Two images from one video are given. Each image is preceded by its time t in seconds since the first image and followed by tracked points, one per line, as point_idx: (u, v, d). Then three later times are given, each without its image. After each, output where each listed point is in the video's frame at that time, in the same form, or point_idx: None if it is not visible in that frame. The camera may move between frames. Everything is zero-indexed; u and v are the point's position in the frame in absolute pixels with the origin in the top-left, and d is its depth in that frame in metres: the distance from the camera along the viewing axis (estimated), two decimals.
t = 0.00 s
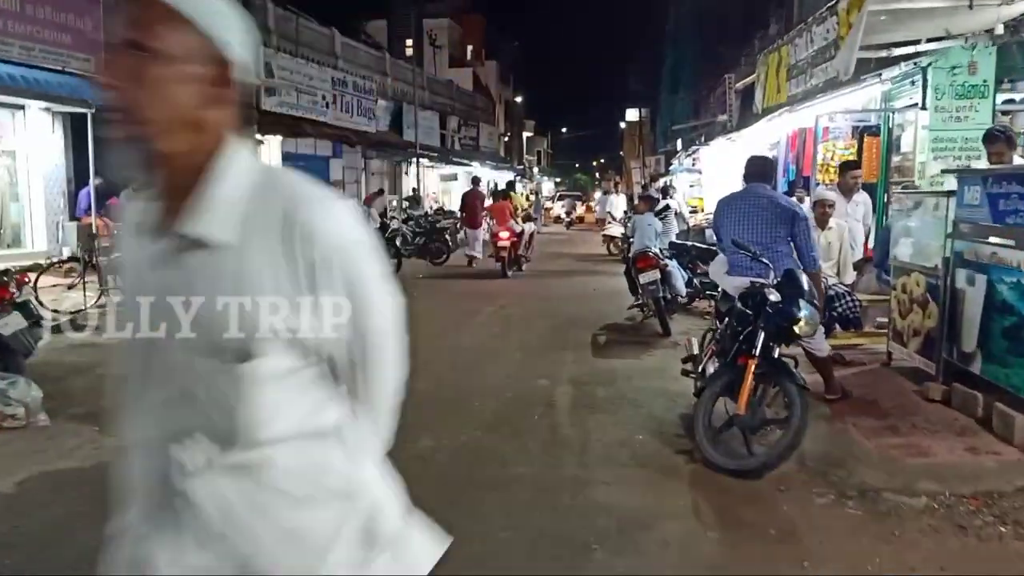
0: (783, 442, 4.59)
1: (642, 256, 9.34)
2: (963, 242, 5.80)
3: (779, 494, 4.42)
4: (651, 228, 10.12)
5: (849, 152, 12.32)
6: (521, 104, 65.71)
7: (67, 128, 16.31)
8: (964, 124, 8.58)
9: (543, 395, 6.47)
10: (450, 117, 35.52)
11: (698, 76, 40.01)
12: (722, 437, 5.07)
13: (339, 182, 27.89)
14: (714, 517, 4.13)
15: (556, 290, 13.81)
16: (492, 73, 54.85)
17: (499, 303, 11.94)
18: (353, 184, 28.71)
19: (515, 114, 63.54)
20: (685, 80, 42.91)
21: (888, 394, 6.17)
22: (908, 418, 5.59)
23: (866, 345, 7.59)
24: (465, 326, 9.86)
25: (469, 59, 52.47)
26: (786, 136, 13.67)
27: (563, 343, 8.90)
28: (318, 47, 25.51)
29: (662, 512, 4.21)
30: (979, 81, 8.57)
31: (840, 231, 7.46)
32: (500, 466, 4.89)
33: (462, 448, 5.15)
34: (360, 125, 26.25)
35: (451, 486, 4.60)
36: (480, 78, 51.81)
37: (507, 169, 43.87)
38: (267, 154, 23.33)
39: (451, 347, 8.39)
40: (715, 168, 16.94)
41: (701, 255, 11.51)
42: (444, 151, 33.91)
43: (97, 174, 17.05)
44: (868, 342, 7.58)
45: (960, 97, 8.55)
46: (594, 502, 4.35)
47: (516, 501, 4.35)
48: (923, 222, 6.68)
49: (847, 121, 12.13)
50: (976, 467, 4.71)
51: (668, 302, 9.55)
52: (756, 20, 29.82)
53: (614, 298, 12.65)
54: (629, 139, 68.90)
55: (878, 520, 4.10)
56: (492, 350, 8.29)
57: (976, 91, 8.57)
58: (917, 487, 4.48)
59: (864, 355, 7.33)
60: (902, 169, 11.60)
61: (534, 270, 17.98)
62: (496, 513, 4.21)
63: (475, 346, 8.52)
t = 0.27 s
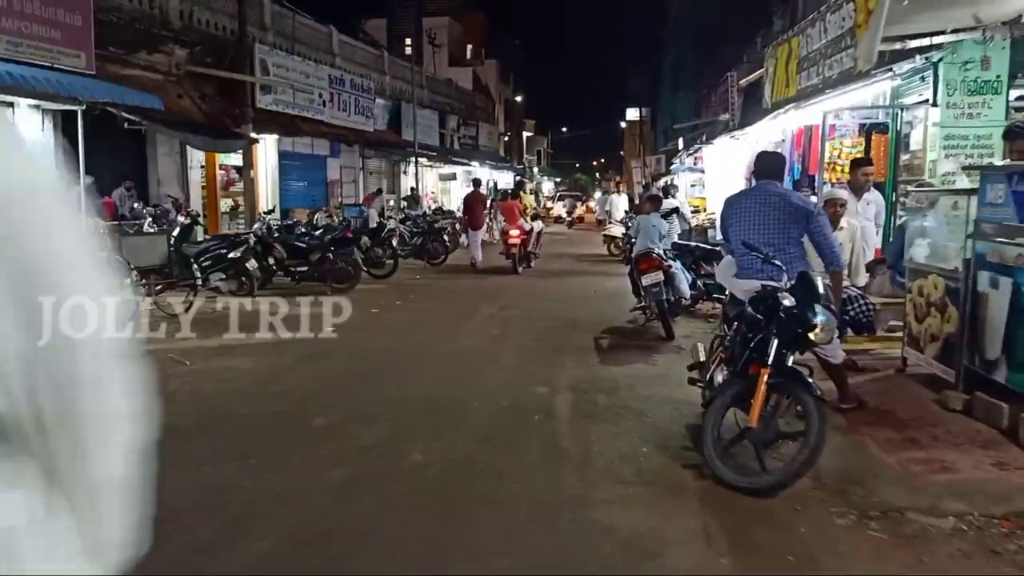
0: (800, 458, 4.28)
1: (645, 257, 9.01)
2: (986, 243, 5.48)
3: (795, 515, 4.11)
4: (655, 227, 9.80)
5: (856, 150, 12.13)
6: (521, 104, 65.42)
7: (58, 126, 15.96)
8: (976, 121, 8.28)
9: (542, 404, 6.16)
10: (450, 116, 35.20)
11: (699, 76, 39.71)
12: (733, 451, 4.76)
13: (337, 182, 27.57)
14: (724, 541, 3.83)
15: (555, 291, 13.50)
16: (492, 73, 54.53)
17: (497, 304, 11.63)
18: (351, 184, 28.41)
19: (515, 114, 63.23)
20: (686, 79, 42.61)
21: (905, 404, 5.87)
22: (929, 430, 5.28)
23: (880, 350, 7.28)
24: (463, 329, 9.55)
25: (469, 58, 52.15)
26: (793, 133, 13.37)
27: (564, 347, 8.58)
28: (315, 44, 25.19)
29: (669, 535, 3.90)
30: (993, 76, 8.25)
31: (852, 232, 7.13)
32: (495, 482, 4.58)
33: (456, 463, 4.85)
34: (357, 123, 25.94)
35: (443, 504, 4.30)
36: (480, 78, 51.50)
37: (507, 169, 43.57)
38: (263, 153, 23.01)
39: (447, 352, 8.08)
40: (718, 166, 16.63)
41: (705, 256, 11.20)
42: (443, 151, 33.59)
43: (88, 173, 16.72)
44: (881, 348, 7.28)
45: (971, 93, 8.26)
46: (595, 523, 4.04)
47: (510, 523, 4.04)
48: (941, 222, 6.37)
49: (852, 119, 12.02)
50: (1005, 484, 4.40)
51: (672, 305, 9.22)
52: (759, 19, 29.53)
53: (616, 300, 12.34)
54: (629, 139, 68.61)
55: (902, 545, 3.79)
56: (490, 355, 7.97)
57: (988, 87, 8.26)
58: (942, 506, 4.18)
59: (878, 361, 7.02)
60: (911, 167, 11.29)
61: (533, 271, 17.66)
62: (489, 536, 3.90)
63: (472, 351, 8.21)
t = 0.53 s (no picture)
0: (830, 482, 3.94)
1: (654, 260, 8.67)
2: None
3: (825, 547, 3.76)
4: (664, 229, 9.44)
5: (872, 149, 11.70)
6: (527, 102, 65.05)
7: (55, 125, 15.65)
8: (999, 118, 7.88)
9: (548, 417, 5.81)
10: (454, 115, 34.85)
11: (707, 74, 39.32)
12: (754, 471, 4.41)
13: (340, 181, 27.25)
14: None
15: (561, 294, 13.14)
16: (497, 72, 54.18)
17: (501, 308, 11.28)
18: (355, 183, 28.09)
19: (521, 113, 62.85)
20: (693, 77, 42.19)
21: (935, 419, 5.51)
22: (963, 449, 4.92)
23: (904, 359, 6.92)
24: (465, 335, 9.20)
25: (474, 57, 51.77)
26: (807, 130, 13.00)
27: (570, 354, 8.23)
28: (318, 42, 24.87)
29: (685, 570, 3.55)
30: (1016, 72, 7.82)
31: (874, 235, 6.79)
32: (495, 506, 4.24)
33: (455, 484, 4.51)
34: (361, 122, 25.62)
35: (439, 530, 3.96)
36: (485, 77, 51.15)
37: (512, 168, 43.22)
38: (265, 151, 22.69)
39: (448, 359, 7.73)
40: (727, 166, 16.26)
41: (716, 258, 10.83)
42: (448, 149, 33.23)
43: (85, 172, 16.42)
44: (904, 356, 6.92)
45: (995, 90, 7.84)
46: (605, 556, 3.69)
47: (511, 555, 3.70)
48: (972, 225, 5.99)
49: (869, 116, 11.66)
50: None
51: (683, 309, 8.88)
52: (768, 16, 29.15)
53: (623, 303, 11.97)
54: (636, 138, 68.21)
55: None
56: (492, 363, 7.63)
57: (1013, 83, 7.84)
58: (985, 537, 3.83)
59: (903, 371, 6.65)
60: (930, 166, 10.92)
61: (538, 272, 17.29)
62: (488, 570, 3.56)
63: (475, 358, 7.86)
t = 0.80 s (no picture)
0: (880, 517, 3.64)
1: (675, 265, 8.32)
2: None
3: None
4: (685, 232, 9.06)
5: (900, 150, 11.24)
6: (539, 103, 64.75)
7: (62, 125, 15.41)
8: None
9: (564, 435, 5.49)
10: (466, 115, 34.53)
11: (722, 74, 38.90)
12: (792, 502, 4.06)
13: (351, 182, 26.99)
14: None
15: (575, 298, 12.80)
16: (509, 72, 53.94)
17: (514, 314, 10.95)
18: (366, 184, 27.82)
19: (534, 113, 62.53)
20: (708, 77, 41.71)
21: (981, 440, 5.16)
22: (1016, 476, 4.57)
23: (940, 373, 6.54)
24: (477, 343, 8.88)
25: (486, 57, 51.44)
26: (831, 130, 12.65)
27: (586, 364, 7.89)
28: (329, 42, 24.62)
29: None
30: None
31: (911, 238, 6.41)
32: (510, 539, 3.91)
33: (468, 513, 4.20)
34: (372, 122, 25.36)
35: (448, 567, 3.63)
36: (498, 77, 50.85)
37: (525, 169, 42.91)
38: (275, 152, 22.47)
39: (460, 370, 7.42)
40: (745, 167, 15.88)
41: (736, 262, 10.46)
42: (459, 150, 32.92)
43: (92, 173, 16.19)
44: (941, 369, 6.54)
45: None
46: None
47: None
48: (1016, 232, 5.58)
49: (894, 115, 11.29)
50: None
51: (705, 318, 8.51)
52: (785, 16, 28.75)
53: (640, 309, 11.62)
54: (649, 139, 67.81)
55: None
56: (506, 374, 7.31)
57: None
58: None
59: (941, 386, 6.28)
60: (958, 169, 10.53)
61: (552, 275, 17.00)
62: None
63: (488, 369, 7.54)
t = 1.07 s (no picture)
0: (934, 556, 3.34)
1: (690, 270, 7.99)
2: None
3: None
4: (697, 234, 8.69)
5: (920, 149, 10.91)
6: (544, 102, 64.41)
7: (60, 124, 15.10)
8: None
9: (578, 453, 5.17)
10: (470, 114, 34.19)
11: (728, 73, 38.54)
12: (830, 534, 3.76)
13: (354, 181, 26.67)
14: None
15: (584, 302, 12.46)
16: (514, 71, 53.65)
17: (521, 318, 10.61)
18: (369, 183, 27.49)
19: (538, 112, 62.17)
20: (714, 76, 41.32)
21: None
22: None
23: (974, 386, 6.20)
24: (484, 350, 8.54)
25: (491, 56, 51.10)
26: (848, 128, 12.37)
27: (599, 373, 7.55)
28: (332, 39, 24.31)
29: None
30: None
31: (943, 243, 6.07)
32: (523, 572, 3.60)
33: (477, 541, 3.88)
34: (375, 121, 25.05)
35: None
36: (502, 76, 50.53)
37: (529, 168, 42.59)
38: (278, 151, 22.17)
39: (466, 380, 7.10)
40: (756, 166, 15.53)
41: (751, 265, 10.11)
42: (463, 149, 32.58)
43: (91, 173, 15.88)
44: (974, 381, 6.21)
45: None
46: None
47: None
48: None
49: (913, 113, 10.97)
50: None
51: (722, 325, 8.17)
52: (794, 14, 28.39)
53: (650, 314, 11.27)
54: (653, 138, 67.42)
55: None
56: (514, 384, 6.99)
57: None
58: None
59: (975, 400, 5.94)
60: (981, 169, 10.18)
61: (559, 277, 16.67)
62: None
63: (495, 379, 7.21)
